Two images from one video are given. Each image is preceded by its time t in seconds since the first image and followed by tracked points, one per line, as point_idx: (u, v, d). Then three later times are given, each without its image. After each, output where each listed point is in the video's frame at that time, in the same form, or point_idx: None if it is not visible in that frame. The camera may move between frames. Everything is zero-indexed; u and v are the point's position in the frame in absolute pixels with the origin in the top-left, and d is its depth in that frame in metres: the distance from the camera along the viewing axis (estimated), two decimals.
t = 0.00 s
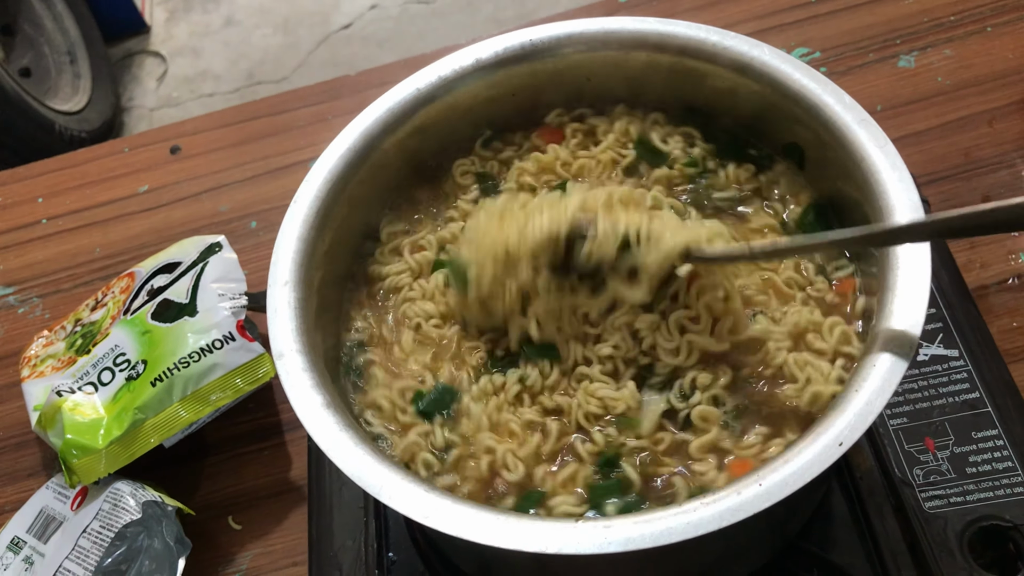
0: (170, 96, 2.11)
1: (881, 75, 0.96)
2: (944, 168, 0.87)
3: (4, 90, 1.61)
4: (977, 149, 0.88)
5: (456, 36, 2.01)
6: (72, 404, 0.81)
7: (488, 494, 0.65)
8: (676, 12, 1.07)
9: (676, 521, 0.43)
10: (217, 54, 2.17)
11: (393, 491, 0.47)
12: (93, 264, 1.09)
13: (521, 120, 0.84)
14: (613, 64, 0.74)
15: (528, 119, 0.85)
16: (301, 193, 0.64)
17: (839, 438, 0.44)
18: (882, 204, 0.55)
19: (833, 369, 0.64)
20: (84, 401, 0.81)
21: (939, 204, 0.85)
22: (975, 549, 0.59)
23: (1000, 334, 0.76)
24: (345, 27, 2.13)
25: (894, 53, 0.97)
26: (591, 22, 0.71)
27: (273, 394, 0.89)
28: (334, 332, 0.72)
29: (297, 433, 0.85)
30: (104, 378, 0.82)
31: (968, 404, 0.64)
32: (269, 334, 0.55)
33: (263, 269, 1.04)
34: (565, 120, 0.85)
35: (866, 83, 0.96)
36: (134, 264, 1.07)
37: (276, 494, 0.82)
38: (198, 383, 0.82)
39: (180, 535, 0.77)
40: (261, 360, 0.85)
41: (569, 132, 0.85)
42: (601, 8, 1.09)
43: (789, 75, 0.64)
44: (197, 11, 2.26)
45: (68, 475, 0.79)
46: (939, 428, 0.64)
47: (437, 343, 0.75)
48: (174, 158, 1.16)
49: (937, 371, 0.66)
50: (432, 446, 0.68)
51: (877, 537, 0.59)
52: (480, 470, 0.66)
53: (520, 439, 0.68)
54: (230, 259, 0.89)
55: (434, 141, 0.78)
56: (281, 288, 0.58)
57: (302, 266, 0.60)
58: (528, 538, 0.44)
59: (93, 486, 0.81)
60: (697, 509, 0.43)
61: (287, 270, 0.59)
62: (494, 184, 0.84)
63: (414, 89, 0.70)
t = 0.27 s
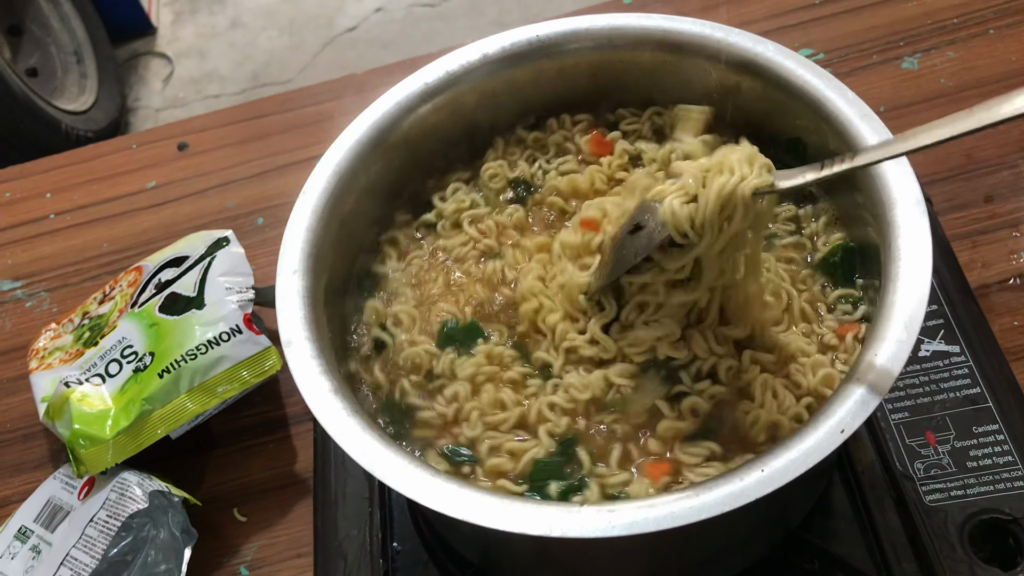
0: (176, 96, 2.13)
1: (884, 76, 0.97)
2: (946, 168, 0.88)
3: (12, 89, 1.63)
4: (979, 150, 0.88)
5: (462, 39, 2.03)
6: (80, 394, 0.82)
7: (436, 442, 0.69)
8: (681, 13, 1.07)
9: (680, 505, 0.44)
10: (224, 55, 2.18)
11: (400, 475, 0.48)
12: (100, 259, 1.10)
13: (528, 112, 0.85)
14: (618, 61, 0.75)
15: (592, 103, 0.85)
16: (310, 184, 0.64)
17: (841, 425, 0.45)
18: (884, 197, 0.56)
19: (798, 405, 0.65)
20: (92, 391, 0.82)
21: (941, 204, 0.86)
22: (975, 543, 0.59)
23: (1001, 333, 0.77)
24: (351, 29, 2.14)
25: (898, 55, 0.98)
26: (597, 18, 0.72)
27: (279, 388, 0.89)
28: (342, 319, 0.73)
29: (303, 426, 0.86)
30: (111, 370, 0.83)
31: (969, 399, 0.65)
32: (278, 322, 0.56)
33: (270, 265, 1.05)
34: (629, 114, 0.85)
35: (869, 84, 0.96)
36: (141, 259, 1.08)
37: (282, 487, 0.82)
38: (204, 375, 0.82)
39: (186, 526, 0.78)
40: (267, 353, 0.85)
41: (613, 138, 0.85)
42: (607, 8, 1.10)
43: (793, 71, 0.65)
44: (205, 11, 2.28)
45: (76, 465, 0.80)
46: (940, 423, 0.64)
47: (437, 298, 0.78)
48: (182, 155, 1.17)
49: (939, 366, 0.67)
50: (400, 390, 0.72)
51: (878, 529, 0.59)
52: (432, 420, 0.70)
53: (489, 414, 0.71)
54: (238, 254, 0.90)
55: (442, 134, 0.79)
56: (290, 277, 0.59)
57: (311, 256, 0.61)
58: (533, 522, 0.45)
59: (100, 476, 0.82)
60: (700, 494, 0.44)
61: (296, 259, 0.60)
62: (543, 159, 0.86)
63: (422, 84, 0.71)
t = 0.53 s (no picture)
0: (183, 97, 2.14)
1: (890, 78, 0.97)
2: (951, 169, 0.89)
3: (21, 89, 1.64)
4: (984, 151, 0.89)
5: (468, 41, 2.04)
6: (90, 385, 0.82)
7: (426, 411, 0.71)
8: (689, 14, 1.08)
9: (688, 489, 0.44)
10: (231, 56, 2.20)
11: (411, 458, 0.49)
12: (110, 253, 1.11)
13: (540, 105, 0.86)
14: (627, 56, 0.76)
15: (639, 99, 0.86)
16: (323, 175, 0.65)
17: (848, 412, 0.45)
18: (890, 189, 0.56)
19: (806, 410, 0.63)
20: (102, 382, 0.83)
21: (946, 204, 0.86)
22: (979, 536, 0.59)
23: (1005, 331, 0.77)
24: (359, 31, 2.16)
25: (903, 56, 0.99)
26: (607, 14, 0.73)
27: (287, 381, 0.90)
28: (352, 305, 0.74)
29: (310, 419, 0.87)
30: (121, 361, 0.84)
31: (973, 394, 0.65)
32: (291, 309, 0.57)
33: (278, 260, 1.06)
34: (671, 120, 0.86)
35: (874, 86, 0.97)
36: (150, 253, 1.09)
37: (289, 479, 0.83)
38: (214, 367, 0.83)
39: (194, 515, 0.78)
40: (276, 346, 0.86)
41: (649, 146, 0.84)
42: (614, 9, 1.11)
43: (801, 66, 0.66)
44: (213, 12, 2.29)
45: (86, 455, 0.80)
46: (944, 417, 0.64)
47: (456, 270, 0.80)
48: (191, 151, 1.18)
49: (943, 362, 0.67)
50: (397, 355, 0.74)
51: (882, 521, 0.60)
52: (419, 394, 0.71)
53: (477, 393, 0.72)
54: (247, 247, 0.91)
55: (453, 126, 0.80)
56: (304, 265, 0.60)
57: (324, 245, 0.62)
58: (543, 505, 0.45)
59: (109, 466, 0.82)
60: (708, 478, 0.45)
61: (309, 248, 0.61)
62: (587, 151, 0.86)
63: (434, 78, 0.72)
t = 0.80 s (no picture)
0: (183, 101, 2.15)
1: (882, 85, 0.99)
2: (941, 176, 0.90)
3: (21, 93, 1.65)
4: (975, 158, 0.90)
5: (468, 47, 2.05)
6: (88, 384, 0.83)
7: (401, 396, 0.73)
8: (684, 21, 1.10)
9: (673, 487, 0.45)
10: (232, 61, 2.21)
11: (401, 455, 0.49)
12: (109, 255, 1.11)
13: (537, 107, 0.87)
14: (619, 61, 0.77)
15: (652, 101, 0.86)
16: (318, 176, 0.66)
17: (830, 412, 0.46)
18: (874, 193, 0.57)
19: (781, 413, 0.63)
20: (100, 381, 0.84)
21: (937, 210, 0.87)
22: (964, 537, 0.60)
23: (994, 336, 0.78)
24: (359, 37, 2.17)
25: (896, 65, 1.00)
26: (599, 20, 0.74)
27: (283, 382, 0.91)
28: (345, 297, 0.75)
29: (306, 419, 0.87)
30: (118, 361, 0.85)
31: (959, 398, 0.66)
32: (285, 308, 0.58)
33: (275, 262, 1.07)
34: (682, 126, 0.86)
35: (867, 93, 0.98)
36: (149, 255, 1.10)
37: (284, 479, 0.83)
38: (210, 367, 0.84)
39: (189, 514, 0.79)
40: (272, 346, 0.87)
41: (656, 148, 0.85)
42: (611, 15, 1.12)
43: (789, 72, 0.67)
44: (214, 17, 2.31)
45: (83, 454, 0.81)
46: (931, 420, 0.65)
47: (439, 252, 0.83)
48: (191, 154, 1.19)
49: (930, 365, 0.68)
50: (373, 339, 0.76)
51: (868, 522, 0.60)
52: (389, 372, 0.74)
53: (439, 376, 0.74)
54: (244, 249, 0.92)
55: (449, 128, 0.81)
56: (298, 265, 0.61)
57: (318, 245, 0.63)
58: (530, 501, 0.46)
59: (106, 465, 0.83)
60: (693, 476, 0.46)
61: (304, 248, 0.62)
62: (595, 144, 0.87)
63: (429, 81, 0.73)
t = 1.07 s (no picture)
0: (182, 102, 2.15)
1: (879, 86, 0.99)
2: (938, 176, 0.90)
3: (19, 93, 1.65)
4: (972, 159, 0.90)
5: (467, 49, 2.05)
6: (83, 381, 0.83)
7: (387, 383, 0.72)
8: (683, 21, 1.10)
9: (668, 482, 0.45)
10: (230, 61, 2.21)
11: (395, 450, 0.49)
12: (105, 253, 1.11)
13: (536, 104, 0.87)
14: (616, 58, 0.77)
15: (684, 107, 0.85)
16: (314, 172, 0.66)
17: (826, 407, 0.46)
18: (871, 189, 0.57)
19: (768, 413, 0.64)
20: (95, 379, 0.83)
21: (934, 211, 0.87)
22: (960, 536, 0.60)
23: (991, 336, 0.78)
24: (358, 39, 2.17)
25: (893, 65, 1.00)
26: (596, 17, 0.74)
27: (278, 380, 0.90)
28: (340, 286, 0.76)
29: (301, 418, 0.87)
30: (113, 358, 0.84)
31: (956, 397, 0.66)
32: (280, 303, 0.57)
33: (272, 261, 1.06)
34: (709, 136, 0.85)
35: (864, 93, 0.98)
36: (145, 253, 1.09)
37: (279, 478, 0.83)
38: (206, 364, 0.84)
39: (184, 512, 0.79)
40: (267, 344, 0.86)
41: (677, 156, 0.84)
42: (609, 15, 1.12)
43: (786, 69, 0.67)
44: (212, 18, 2.31)
45: (77, 451, 0.81)
46: (928, 419, 0.65)
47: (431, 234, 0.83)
48: (188, 153, 1.19)
49: (927, 364, 0.68)
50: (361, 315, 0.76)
51: (865, 521, 0.60)
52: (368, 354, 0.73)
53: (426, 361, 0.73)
54: (241, 247, 0.91)
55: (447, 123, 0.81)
56: (294, 260, 0.60)
57: (314, 241, 0.63)
58: (524, 496, 0.46)
59: (100, 463, 0.83)
60: (688, 471, 0.45)
61: (299, 243, 0.62)
62: (618, 146, 0.87)
63: (425, 78, 0.73)
